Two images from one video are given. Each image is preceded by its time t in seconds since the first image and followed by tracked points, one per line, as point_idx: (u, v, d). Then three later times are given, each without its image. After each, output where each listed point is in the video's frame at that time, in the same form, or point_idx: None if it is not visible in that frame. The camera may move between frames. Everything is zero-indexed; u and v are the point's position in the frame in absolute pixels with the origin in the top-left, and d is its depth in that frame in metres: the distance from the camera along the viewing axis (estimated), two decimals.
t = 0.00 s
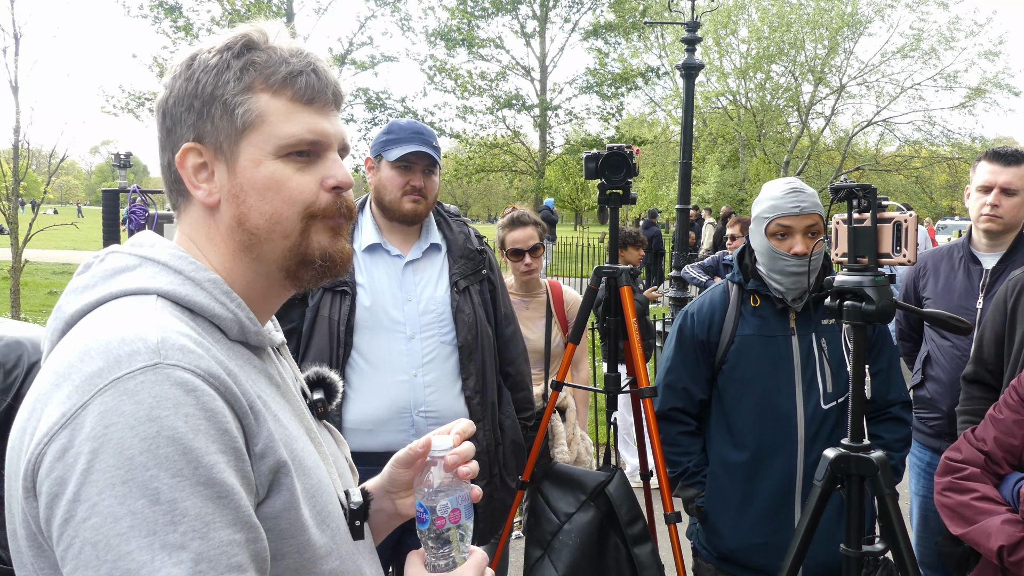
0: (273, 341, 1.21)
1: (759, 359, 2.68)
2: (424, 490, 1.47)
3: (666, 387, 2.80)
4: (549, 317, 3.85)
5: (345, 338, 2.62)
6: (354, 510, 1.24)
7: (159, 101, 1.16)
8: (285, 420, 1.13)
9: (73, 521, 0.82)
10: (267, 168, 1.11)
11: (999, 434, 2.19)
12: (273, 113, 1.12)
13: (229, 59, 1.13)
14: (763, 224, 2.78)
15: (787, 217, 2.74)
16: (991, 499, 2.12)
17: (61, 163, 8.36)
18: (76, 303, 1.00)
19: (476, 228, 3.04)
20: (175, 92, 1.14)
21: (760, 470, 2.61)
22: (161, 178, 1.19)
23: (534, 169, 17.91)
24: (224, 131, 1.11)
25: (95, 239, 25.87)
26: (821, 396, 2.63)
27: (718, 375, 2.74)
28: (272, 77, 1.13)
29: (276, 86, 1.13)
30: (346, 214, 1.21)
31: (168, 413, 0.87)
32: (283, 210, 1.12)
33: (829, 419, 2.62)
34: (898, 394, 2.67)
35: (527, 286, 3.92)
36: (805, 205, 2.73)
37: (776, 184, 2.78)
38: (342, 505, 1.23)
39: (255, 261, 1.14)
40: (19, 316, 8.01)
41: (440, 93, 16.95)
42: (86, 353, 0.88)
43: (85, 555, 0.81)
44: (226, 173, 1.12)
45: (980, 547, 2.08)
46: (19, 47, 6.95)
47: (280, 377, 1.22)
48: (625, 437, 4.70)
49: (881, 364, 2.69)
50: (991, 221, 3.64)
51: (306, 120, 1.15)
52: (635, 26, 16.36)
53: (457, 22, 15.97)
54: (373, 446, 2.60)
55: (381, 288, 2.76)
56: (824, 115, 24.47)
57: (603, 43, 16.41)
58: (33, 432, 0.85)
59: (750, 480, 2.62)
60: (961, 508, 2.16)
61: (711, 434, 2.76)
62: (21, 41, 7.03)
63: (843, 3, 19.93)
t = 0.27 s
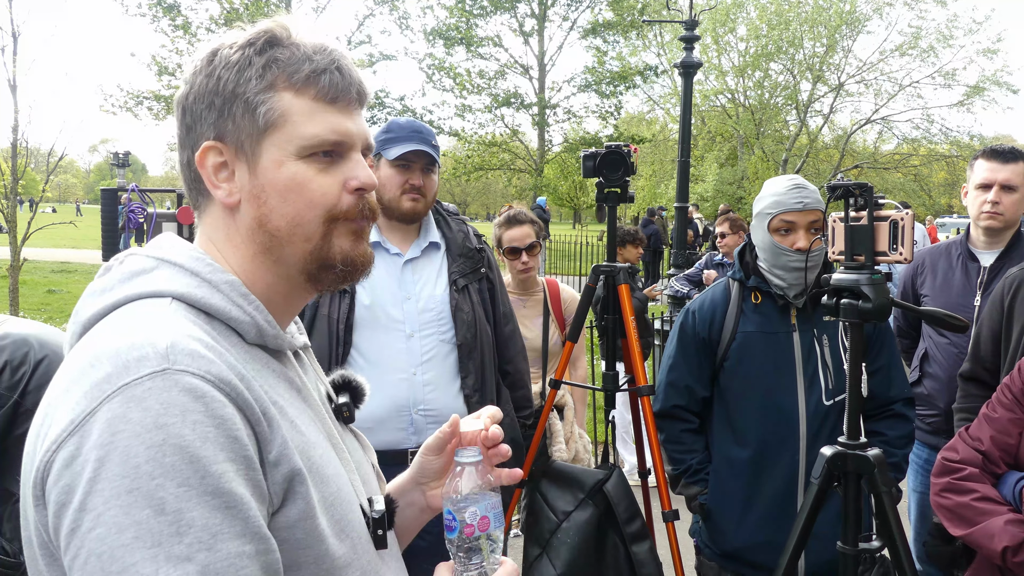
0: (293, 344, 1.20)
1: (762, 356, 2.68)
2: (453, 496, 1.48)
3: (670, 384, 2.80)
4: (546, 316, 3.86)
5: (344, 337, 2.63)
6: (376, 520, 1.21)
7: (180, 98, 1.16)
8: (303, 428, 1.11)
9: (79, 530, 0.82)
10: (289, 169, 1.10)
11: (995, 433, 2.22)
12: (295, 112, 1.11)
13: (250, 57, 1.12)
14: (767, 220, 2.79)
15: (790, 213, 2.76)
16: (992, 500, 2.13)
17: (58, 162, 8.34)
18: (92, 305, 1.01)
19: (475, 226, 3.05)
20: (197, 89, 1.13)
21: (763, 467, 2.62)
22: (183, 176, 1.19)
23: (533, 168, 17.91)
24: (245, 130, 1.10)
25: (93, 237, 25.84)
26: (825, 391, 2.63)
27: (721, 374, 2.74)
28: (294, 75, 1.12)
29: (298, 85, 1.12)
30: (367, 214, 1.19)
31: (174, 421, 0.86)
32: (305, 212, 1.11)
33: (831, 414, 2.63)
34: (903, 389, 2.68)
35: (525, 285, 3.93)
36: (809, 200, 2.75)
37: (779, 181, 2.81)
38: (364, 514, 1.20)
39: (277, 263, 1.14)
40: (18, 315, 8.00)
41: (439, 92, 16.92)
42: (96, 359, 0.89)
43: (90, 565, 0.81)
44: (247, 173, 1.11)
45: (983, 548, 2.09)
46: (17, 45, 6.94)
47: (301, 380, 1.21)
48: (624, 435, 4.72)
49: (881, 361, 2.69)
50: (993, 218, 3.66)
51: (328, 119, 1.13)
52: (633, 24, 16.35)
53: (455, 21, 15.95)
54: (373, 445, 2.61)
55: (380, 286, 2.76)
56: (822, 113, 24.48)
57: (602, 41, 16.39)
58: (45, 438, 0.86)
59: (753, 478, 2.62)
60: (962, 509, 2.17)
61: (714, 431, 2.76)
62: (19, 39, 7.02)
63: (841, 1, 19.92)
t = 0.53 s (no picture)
0: (312, 346, 1.20)
1: (764, 353, 2.69)
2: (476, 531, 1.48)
3: (671, 381, 2.81)
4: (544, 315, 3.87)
5: (343, 337, 2.66)
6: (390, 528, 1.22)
7: (202, 95, 1.14)
8: (321, 432, 1.11)
9: (101, 530, 0.82)
10: (319, 169, 1.10)
11: (991, 433, 2.24)
12: (324, 112, 1.11)
13: (278, 56, 1.11)
14: (768, 216, 2.80)
15: (791, 209, 2.77)
16: (992, 500, 2.15)
17: (57, 162, 8.34)
18: (111, 305, 1.02)
19: (475, 226, 3.06)
20: (220, 87, 1.12)
21: (764, 465, 2.62)
22: (204, 176, 1.19)
23: (531, 166, 17.92)
24: (275, 130, 1.09)
25: (92, 237, 25.82)
26: (826, 387, 2.64)
27: (723, 371, 2.75)
28: (322, 75, 1.11)
29: (326, 85, 1.12)
30: (392, 214, 1.19)
31: (190, 420, 0.86)
32: (335, 212, 1.11)
33: (832, 411, 2.63)
34: (904, 387, 2.68)
35: (523, 284, 3.94)
36: (810, 197, 2.77)
37: (780, 178, 2.82)
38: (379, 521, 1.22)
39: (302, 264, 1.13)
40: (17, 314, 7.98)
41: (437, 91, 16.92)
42: (112, 361, 0.89)
43: (115, 565, 0.81)
44: (275, 173, 1.11)
45: (986, 549, 2.10)
46: (15, 45, 6.94)
47: (319, 384, 1.22)
48: (623, 434, 4.73)
49: (884, 359, 2.71)
50: (986, 215, 3.67)
51: (355, 120, 1.14)
52: (631, 23, 16.36)
53: (453, 20, 15.96)
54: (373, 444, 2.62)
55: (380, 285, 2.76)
56: (821, 111, 24.49)
57: (600, 40, 16.40)
58: (63, 440, 0.86)
59: (755, 477, 2.62)
60: (962, 511, 2.18)
61: (716, 426, 2.77)
62: (18, 39, 7.02)
63: None
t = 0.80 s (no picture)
0: (310, 341, 1.21)
1: (766, 353, 2.69)
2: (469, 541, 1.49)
3: (673, 383, 2.80)
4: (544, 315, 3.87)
5: (344, 336, 2.65)
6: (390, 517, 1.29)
7: (209, 89, 1.12)
8: (324, 420, 1.12)
9: (151, 514, 0.82)
10: (326, 172, 1.10)
11: (987, 435, 2.24)
12: (337, 114, 1.11)
13: (291, 58, 1.10)
14: (769, 217, 2.80)
15: (794, 209, 2.77)
16: (993, 504, 2.15)
17: (58, 162, 8.34)
18: (113, 303, 1.01)
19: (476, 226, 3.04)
20: (229, 84, 1.11)
21: (764, 464, 2.63)
22: (203, 173, 1.17)
23: (531, 167, 17.92)
24: (286, 132, 1.08)
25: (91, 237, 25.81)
26: (827, 389, 2.65)
27: (725, 372, 2.75)
28: (333, 79, 1.11)
29: (338, 91, 1.11)
30: (387, 224, 1.19)
31: (216, 395, 0.86)
32: (340, 215, 1.11)
33: (834, 412, 2.64)
34: (904, 387, 2.69)
35: (524, 284, 3.94)
36: (812, 198, 2.77)
37: (782, 178, 2.82)
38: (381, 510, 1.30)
39: (303, 263, 1.13)
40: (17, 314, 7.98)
41: (437, 91, 16.91)
42: (126, 351, 0.89)
43: (175, 542, 0.82)
44: (283, 174, 1.10)
45: (990, 553, 2.10)
46: (16, 45, 6.94)
47: (315, 376, 1.22)
48: (623, 434, 4.73)
49: (884, 359, 2.71)
50: (982, 218, 3.66)
51: (368, 129, 1.13)
52: (631, 23, 16.36)
53: (453, 20, 15.96)
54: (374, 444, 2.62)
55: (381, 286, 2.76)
56: (821, 111, 24.49)
57: (600, 40, 16.40)
58: (84, 440, 0.86)
59: (757, 476, 2.63)
60: (963, 514, 2.18)
61: (718, 427, 2.77)
62: (18, 39, 7.03)
63: None
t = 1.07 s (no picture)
0: (290, 334, 1.22)
1: (766, 353, 2.69)
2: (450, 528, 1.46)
3: (673, 384, 2.80)
4: (545, 316, 3.87)
5: (345, 336, 2.64)
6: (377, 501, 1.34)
7: (173, 98, 1.10)
8: (310, 411, 1.14)
9: (141, 514, 0.83)
10: (307, 166, 1.11)
11: (984, 436, 2.25)
12: (308, 111, 1.12)
13: (256, 58, 1.10)
14: (770, 219, 2.79)
15: (795, 210, 2.77)
16: (992, 505, 2.14)
17: (58, 163, 8.34)
18: (96, 304, 1.00)
19: (477, 227, 3.04)
20: (197, 90, 1.08)
21: (762, 464, 2.63)
22: (173, 180, 1.13)
23: (532, 167, 17.93)
24: (262, 130, 1.08)
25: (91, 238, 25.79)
26: (827, 389, 2.65)
27: (726, 373, 2.75)
28: (300, 77, 1.12)
29: (306, 87, 1.13)
30: (359, 212, 1.23)
31: (209, 398, 0.87)
32: (321, 208, 1.13)
33: (835, 412, 2.64)
34: (902, 385, 2.69)
35: (524, 284, 3.95)
36: (812, 199, 2.76)
37: (782, 179, 2.81)
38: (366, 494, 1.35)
39: (286, 258, 1.13)
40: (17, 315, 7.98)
41: (437, 91, 16.91)
42: (116, 352, 0.89)
43: (166, 541, 0.83)
44: (264, 172, 1.09)
45: (989, 555, 2.10)
46: (16, 47, 6.94)
47: (296, 366, 1.23)
48: (623, 434, 4.73)
49: (882, 358, 2.71)
50: (981, 222, 3.66)
51: (334, 121, 1.16)
52: (631, 23, 16.37)
53: (453, 21, 15.96)
54: (373, 444, 2.61)
55: (382, 287, 2.77)
56: (821, 111, 24.50)
57: (600, 40, 16.40)
58: (76, 441, 0.86)
59: (758, 476, 2.63)
60: (962, 516, 2.17)
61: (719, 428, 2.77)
62: (18, 40, 7.03)
63: None
